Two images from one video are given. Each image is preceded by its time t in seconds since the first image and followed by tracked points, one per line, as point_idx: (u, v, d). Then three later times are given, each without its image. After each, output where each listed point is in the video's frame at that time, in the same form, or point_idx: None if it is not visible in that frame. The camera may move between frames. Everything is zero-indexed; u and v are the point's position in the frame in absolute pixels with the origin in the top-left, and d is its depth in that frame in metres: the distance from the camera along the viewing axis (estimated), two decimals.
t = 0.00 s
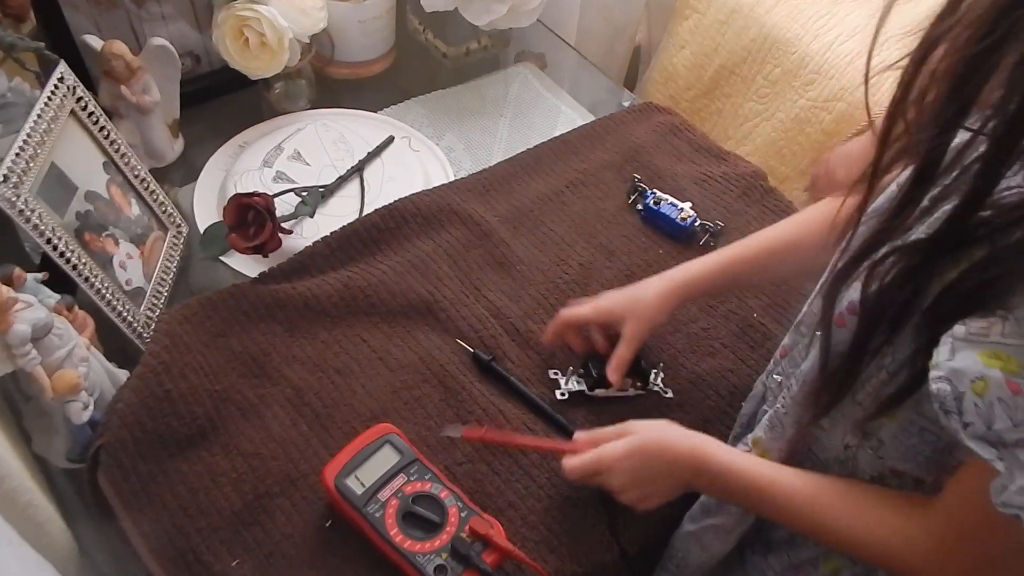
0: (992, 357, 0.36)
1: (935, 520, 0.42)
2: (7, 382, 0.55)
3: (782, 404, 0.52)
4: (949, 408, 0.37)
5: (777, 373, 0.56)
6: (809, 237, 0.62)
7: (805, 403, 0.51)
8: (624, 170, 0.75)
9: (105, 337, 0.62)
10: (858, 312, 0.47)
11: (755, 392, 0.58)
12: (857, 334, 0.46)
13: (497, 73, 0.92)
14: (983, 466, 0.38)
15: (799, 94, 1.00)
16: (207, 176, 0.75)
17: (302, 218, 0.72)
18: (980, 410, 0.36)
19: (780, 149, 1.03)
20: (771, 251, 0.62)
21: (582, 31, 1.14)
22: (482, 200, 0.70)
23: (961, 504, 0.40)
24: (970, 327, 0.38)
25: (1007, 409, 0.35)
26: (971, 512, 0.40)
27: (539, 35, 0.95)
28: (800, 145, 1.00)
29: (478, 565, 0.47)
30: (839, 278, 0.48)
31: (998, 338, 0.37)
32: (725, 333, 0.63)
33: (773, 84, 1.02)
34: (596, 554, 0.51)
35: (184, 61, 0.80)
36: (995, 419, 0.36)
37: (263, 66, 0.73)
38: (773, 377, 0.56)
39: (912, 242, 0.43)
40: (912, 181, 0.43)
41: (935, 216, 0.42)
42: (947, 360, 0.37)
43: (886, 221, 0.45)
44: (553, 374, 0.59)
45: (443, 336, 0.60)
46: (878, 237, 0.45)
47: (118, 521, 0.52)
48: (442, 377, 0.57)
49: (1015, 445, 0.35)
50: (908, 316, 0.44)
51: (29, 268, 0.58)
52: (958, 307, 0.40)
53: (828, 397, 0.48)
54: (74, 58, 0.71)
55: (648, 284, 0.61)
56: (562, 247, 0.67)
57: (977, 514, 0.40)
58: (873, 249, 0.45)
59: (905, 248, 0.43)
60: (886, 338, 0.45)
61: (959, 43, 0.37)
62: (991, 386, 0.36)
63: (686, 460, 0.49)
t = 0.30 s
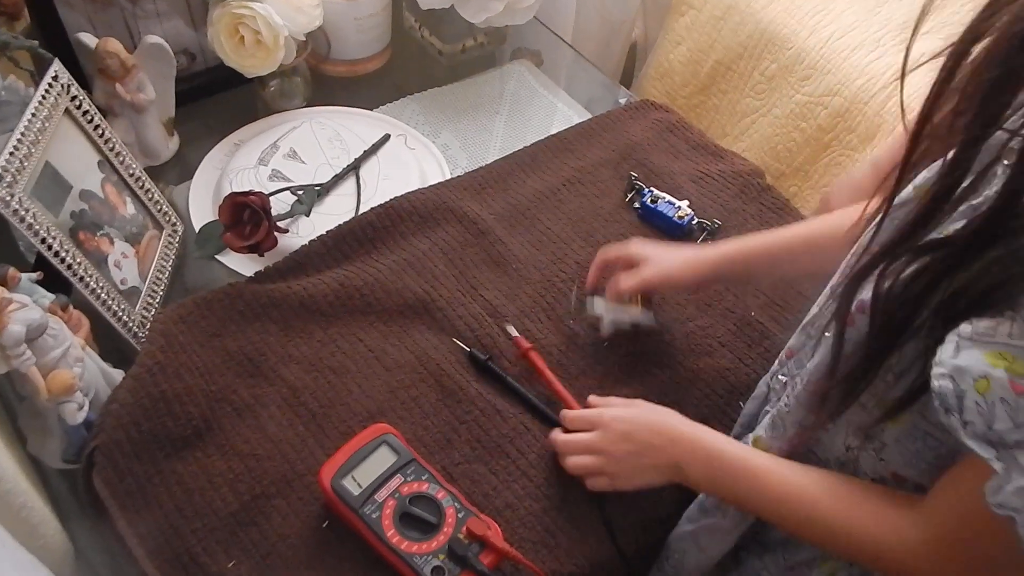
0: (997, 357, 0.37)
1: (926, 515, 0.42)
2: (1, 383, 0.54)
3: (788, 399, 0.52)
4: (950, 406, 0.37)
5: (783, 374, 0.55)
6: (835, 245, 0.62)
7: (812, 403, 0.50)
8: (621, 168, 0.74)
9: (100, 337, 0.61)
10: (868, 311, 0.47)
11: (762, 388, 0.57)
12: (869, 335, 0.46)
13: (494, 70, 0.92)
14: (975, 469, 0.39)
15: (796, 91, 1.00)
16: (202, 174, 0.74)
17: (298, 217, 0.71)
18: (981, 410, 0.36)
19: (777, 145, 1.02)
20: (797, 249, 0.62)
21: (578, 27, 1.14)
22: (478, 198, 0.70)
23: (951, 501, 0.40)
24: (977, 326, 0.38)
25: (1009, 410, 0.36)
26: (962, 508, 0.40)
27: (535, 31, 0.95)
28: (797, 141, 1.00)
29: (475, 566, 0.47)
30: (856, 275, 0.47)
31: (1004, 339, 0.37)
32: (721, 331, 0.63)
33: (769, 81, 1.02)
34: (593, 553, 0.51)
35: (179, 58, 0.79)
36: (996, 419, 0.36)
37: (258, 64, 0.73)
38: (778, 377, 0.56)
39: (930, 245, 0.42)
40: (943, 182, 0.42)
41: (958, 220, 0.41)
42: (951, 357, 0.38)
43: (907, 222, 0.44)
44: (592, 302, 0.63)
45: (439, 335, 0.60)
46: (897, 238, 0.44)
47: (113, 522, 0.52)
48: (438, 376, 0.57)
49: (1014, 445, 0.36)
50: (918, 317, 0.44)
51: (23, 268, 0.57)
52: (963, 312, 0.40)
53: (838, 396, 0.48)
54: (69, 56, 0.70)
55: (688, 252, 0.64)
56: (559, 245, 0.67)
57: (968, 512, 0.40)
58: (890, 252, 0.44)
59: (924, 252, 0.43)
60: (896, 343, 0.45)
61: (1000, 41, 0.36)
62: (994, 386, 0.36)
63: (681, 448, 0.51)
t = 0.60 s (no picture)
0: (976, 319, 0.36)
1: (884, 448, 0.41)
2: None
3: (787, 360, 0.54)
4: (918, 353, 0.37)
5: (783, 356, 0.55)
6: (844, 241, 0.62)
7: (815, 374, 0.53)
8: (620, 170, 0.74)
9: (97, 337, 0.61)
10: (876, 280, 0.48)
11: (770, 363, 0.57)
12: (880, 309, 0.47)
13: (494, 71, 0.92)
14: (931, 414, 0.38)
15: (796, 93, 1.00)
16: (200, 173, 0.74)
17: (296, 217, 0.71)
18: (946, 361, 0.36)
19: (777, 148, 1.02)
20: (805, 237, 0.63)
21: (577, 28, 1.14)
22: (478, 199, 0.70)
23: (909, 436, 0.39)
24: (964, 292, 0.37)
25: (972, 366, 0.35)
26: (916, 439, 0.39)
27: (535, 33, 0.95)
28: (797, 143, 1.00)
29: (476, 568, 0.47)
30: (864, 250, 0.49)
31: (986, 307, 0.36)
32: (721, 334, 0.63)
33: (770, 83, 1.02)
34: (594, 556, 0.51)
35: (177, 57, 0.79)
36: (959, 372, 0.36)
37: (257, 63, 0.73)
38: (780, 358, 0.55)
39: (948, 230, 0.44)
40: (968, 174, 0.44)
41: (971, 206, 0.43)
42: (931, 312, 0.38)
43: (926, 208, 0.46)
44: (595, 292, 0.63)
45: (438, 337, 0.60)
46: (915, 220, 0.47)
47: (109, 524, 0.52)
48: (437, 379, 0.57)
49: (971, 401, 0.35)
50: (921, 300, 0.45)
51: (19, 268, 0.57)
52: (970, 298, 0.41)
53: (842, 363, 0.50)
54: (66, 54, 0.70)
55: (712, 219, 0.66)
56: (558, 247, 0.67)
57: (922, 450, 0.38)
58: (908, 233, 0.46)
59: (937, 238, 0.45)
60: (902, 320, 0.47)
61: None
62: (964, 341, 0.36)
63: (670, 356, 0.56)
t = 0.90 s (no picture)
0: (977, 303, 0.38)
1: (885, 432, 0.43)
2: None
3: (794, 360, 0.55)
4: (920, 334, 0.39)
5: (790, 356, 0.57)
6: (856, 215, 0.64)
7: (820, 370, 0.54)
8: (620, 172, 0.74)
9: (96, 337, 0.61)
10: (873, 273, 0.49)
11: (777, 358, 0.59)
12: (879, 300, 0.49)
13: (493, 72, 0.92)
14: (931, 393, 0.40)
15: (795, 94, 1.00)
16: (199, 173, 0.74)
17: (295, 217, 0.71)
18: (948, 341, 0.38)
19: (778, 149, 1.03)
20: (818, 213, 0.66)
21: (576, 29, 1.14)
22: (477, 200, 0.70)
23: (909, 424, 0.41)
24: (965, 278, 0.40)
25: (973, 345, 0.38)
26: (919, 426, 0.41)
27: (535, 33, 0.95)
28: (798, 145, 1.01)
29: (477, 569, 0.47)
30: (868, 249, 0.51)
31: (986, 292, 0.39)
32: (721, 335, 0.63)
33: (769, 84, 1.03)
34: (594, 556, 0.51)
35: (177, 56, 0.79)
36: (960, 352, 0.38)
37: (256, 63, 0.73)
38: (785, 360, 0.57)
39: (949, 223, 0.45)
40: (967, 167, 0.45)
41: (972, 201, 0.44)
42: (932, 294, 0.40)
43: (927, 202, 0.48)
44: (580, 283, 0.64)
45: (437, 338, 0.60)
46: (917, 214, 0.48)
47: (108, 525, 0.52)
48: (437, 380, 0.57)
49: (970, 380, 0.38)
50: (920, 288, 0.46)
51: (18, 266, 0.57)
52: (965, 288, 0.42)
53: (845, 355, 0.51)
54: (66, 53, 0.70)
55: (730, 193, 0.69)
56: (557, 248, 0.67)
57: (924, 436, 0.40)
58: (910, 226, 0.47)
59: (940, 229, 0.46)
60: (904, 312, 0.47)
61: None
62: (965, 322, 0.38)
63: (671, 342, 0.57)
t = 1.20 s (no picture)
0: (965, 280, 0.39)
1: (883, 425, 0.44)
2: None
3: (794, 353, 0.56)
4: (909, 310, 0.40)
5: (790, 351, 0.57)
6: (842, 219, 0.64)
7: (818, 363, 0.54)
8: (621, 173, 0.74)
9: (94, 336, 0.60)
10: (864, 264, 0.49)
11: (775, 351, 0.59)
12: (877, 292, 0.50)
13: (494, 72, 0.92)
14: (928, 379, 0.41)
15: (796, 96, 1.00)
16: (199, 171, 0.74)
17: (295, 217, 0.71)
18: (936, 317, 0.39)
19: (778, 151, 1.03)
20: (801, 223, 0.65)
21: (577, 30, 1.14)
22: (477, 200, 0.70)
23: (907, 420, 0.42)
24: (953, 258, 0.40)
25: (961, 321, 0.38)
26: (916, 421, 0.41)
27: (537, 33, 0.95)
28: (798, 147, 1.01)
29: (478, 570, 0.47)
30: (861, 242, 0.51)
31: (974, 270, 0.39)
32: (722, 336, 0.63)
33: (770, 86, 1.03)
34: (595, 557, 0.51)
35: (177, 55, 0.78)
36: (948, 327, 0.39)
37: (256, 62, 0.72)
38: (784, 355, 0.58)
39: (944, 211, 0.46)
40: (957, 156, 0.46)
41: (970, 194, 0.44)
42: (922, 273, 0.41)
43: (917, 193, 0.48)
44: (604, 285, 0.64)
45: (437, 339, 0.60)
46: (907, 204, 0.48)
47: (106, 525, 0.51)
48: (436, 381, 0.57)
49: (958, 355, 0.38)
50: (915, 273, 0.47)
51: (16, 265, 0.56)
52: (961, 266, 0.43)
53: (844, 343, 0.51)
54: (65, 50, 0.69)
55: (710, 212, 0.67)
56: (558, 249, 0.67)
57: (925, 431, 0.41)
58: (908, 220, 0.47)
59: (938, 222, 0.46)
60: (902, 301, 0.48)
61: None
62: (952, 298, 0.39)
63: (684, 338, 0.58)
